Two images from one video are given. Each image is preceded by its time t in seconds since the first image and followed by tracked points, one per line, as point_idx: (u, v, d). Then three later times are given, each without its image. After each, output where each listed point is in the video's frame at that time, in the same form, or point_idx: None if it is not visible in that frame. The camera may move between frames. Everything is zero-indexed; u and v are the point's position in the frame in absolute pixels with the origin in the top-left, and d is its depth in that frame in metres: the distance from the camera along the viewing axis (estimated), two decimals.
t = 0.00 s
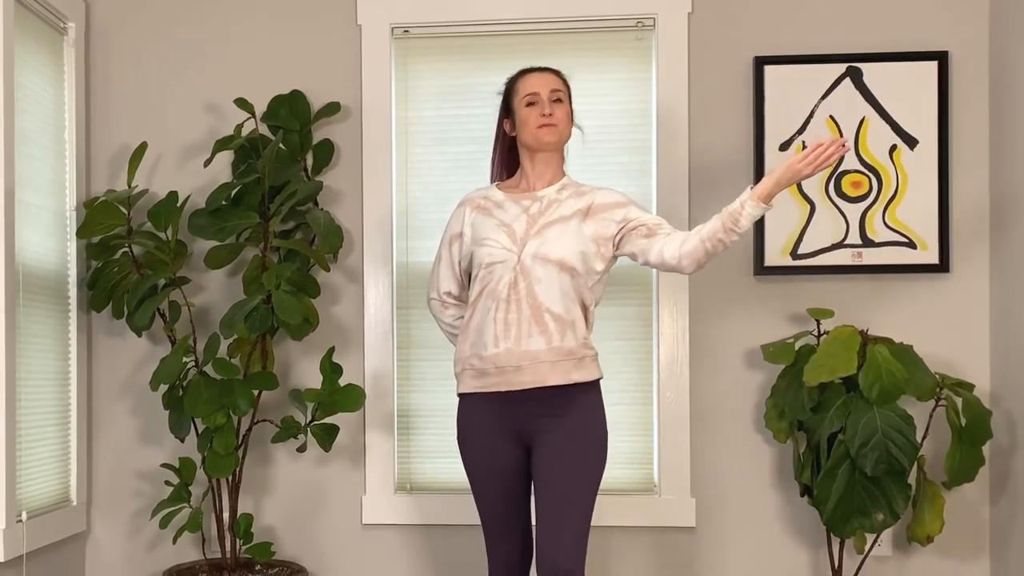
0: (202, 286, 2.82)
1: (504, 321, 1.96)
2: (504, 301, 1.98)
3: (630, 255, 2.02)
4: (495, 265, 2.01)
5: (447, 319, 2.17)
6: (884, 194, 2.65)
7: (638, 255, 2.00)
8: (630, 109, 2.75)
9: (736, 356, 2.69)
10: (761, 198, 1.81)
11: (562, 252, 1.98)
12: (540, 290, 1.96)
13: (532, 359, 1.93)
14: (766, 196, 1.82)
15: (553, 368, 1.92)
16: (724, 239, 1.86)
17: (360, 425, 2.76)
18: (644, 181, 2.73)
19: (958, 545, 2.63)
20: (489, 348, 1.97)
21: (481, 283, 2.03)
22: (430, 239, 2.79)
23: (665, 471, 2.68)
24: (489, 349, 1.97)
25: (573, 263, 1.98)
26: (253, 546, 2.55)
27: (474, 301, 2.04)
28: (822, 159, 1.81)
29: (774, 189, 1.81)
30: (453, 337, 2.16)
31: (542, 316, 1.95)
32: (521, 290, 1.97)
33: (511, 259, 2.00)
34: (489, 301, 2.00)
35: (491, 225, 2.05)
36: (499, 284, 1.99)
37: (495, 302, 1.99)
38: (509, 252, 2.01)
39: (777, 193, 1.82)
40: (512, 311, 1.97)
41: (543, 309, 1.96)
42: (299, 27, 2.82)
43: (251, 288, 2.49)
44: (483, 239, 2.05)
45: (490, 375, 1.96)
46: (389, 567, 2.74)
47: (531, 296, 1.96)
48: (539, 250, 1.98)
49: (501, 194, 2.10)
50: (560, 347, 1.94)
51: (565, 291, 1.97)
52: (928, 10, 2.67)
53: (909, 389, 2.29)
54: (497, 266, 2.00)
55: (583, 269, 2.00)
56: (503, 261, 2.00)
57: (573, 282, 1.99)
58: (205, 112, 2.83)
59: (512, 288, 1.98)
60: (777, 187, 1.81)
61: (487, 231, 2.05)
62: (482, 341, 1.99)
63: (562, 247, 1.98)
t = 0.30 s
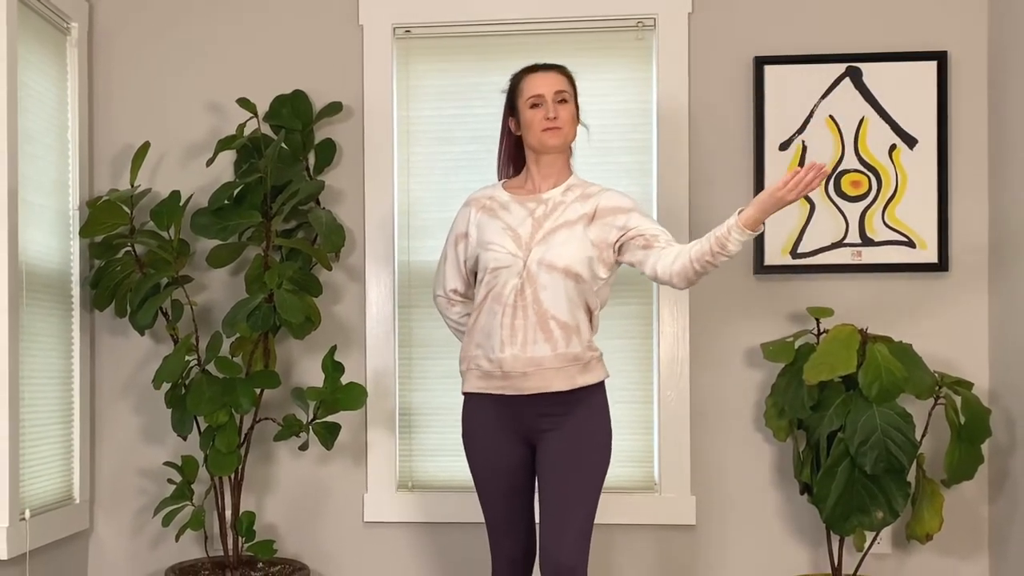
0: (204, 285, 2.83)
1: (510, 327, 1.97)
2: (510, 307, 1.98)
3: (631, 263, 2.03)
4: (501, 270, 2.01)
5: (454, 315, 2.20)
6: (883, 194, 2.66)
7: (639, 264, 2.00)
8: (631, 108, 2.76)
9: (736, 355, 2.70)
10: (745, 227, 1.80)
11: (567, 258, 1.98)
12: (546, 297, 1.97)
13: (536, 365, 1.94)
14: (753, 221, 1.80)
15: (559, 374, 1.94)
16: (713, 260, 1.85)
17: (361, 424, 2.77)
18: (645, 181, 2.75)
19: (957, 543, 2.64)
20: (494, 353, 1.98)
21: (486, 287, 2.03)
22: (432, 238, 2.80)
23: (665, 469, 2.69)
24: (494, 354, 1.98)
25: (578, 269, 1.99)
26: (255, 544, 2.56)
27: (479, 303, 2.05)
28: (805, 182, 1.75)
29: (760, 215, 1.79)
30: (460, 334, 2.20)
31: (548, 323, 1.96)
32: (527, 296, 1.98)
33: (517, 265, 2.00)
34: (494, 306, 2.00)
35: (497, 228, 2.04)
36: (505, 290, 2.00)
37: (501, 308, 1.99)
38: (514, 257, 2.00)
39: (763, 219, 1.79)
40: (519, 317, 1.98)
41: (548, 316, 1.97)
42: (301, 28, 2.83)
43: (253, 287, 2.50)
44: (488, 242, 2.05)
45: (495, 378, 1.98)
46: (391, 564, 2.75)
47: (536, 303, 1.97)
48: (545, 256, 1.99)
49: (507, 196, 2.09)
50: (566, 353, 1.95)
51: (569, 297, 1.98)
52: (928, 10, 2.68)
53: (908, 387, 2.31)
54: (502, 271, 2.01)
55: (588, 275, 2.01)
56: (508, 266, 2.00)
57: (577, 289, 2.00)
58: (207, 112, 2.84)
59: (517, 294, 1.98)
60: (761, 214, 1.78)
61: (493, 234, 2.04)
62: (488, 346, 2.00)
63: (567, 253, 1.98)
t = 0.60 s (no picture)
0: (207, 284, 2.84)
1: (515, 335, 1.98)
2: (514, 315, 1.99)
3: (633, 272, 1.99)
4: (505, 278, 2.01)
5: (460, 313, 2.20)
6: (883, 193, 2.67)
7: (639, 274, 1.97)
8: (632, 108, 2.77)
9: (736, 354, 2.71)
10: (718, 258, 1.73)
11: (571, 268, 1.97)
12: (550, 307, 1.97)
13: (542, 373, 1.96)
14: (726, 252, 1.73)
15: (563, 382, 1.96)
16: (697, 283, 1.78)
17: (363, 422, 2.79)
18: (646, 180, 2.76)
19: (956, 541, 2.65)
20: (499, 360, 1.99)
21: (491, 294, 2.04)
22: (433, 237, 2.81)
23: (666, 467, 2.70)
24: (499, 361, 1.99)
25: (583, 279, 1.98)
26: (258, 542, 2.57)
27: (484, 309, 2.05)
28: (769, 214, 1.67)
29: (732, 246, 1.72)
30: (466, 331, 2.21)
31: (552, 333, 1.97)
32: (531, 306, 1.98)
33: (521, 273, 2.00)
34: (499, 314, 2.01)
35: (501, 234, 2.03)
36: (510, 299, 2.00)
37: (506, 316, 2.00)
38: (518, 265, 2.00)
39: (736, 251, 1.72)
40: (523, 327, 1.98)
41: (554, 325, 1.97)
42: (303, 27, 2.84)
43: (256, 286, 2.51)
44: (492, 247, 2.04)
45: (502, 381, 1.99)
46: (392, 562, 2.76)
47: (542, 313, 1.97)
48: (549, 265, 1.98)
49: (512, 199, 2.08)
50: (572, 360, 1.97)
51: (573, 305, 1.98)
52: (927, 10, 2.69)
53: (907, 385, 2.32)
54: (507, 279, 2.00)
55: (593, 283, 2.00)
56: (513, 274, 2.00)
57: (581, 297, 1.99)
58: (209, 112, 2.86)
59: (523, 303, 1.99)
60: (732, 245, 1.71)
61: (497, 240, 2.03)
62: (493, 353, 2.01)
63: (570, 262, 1.97)
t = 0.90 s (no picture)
0: (209, 283, 2.86)
1: (517, 342, 1.98)
2: (517, 324, 1.98)
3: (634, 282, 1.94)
4: (508, 286, 1.99)
5: (468, 311, 2.20)
6: (882, 192, 2.69)
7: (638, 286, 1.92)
8: (633, 108, 2.78)
9: (736, 352, 2.72)
10: (684, 290, 1.68)
11: (573, 278, 1.94)
12: (553, 317, 1.96)
13: (546, 380, 1.96)
14: (692, 284, 1.67)
15: (567, 389, 1.96)
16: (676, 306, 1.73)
17: (365, 420, 2.80)
18: (646, 180, 2.77)
19: (955, 538, 2.66)
20: (503, 367, 2.00)
21: (495, 301, 2.02)
22: (434, 236, 2.83)
23: (666, 465, 2.72)
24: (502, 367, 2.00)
25: (586, 288, 1.95)
26: (259, 540, 2.58)
27: (488, 314, 2.05)
28: (717, 251, 1.59)
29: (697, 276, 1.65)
30: (473, 328, 2.21)
31: (555, 343, 1.96)
32: (534, 314, 1.97)
33: (524, 282, 1.97)
34: (502, 323, 2.00)
35: (505, 241, 2.01)
36: (512, 307, 1.99)
37: (509, 325, 1.99)
38: (521, 275, 1.98)
39: (701, 280, 1.66)
40: (526, 335, 1.98)
41: (557, 334, 1.96)
42: (305, 27, 2.86)
43: (258, 285, 2.52)
44: (496, 254, 2.02)
45: (507, 383, 2.02)
46: (394, 560, 2.78)
47: (544, 323, 1.96)
48: (552, 276, 1.95)
49: (516, 205, 2.05)
50: (576, 368, 1.96)
51: (576, 314, 1.96)
52: (926, 10, 2.71)
53: (906, 383, 2.33)
54: (510, 288, 1.98)
55: (596, 292, 1.97)
56: (515, 283, 1.98)
57: (584, 306, 1.97)
58: (212, 111, 2.87)
59: (525, 312, 1.97)
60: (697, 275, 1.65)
61: (500, 248, 2.01)
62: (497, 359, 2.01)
63: (572, 272, 1.94)
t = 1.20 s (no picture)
0: (212, 281, 2.87)
1: (521, 350, 1.99)
2: (521, 331, 1.99)
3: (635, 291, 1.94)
4: (512, 294, 2.00)
5: (473, 309, 2.21)
6: (881, 191, 2.70)
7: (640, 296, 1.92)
8: (634, 108, 2.79)
9: (736, 351, 2.73)
10: (664, 320, 1.72)
11: (576, 288, 1.95)
12: (556, 325, 1.96)
13: (551, 388, 1.97)
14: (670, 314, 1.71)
15: (571, 395, 1.98)
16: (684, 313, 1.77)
17: (366, 419, 2.81)
18: (647, 179, 2.78)
19: (954, 536, 2.67)
20: (507, 373, 2.01)
21: (498, 308, 2.03)
22: (436, 235, 2.84)
23: (667, 463, 2.73)
24: (506, 373, 2.01)
25: (589, 298, 1.96)
26: (261, 537, 2.59)
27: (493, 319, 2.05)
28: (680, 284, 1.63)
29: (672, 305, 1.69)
30: (479, 326, 2.22)
31: (559, 351, 1.97)
32: (538, 322, 1.98)
33: (527, 291, 1.98)
34: (506, 330, 2.01)
35: (508, 248, 2.01)
36: (516, 316, 1.99)
37: (512, 332, 2.00)
38: (524, 283, 1.98)
39: (676, 309, 1.70)
40: (530, 342, 1.98)
41: (561, 343, 1.97)
42: (306, 27, 2.87)
43: (260, 284, 2.53)
44: (499, 261, 2.02)
45: (511, 393, 2.02)
46: (396, 557, 2.79)
47: (548, 331, 1.97)
48: (555, 285, 1.96)
49: (520, 212, 2.05)
50: (580, 375, 1.98)
51: (579, 322, 1.97)
52: (926, 10, 2.72)
53: (906, 381, 2.34)
54: (514, 295, 1.99)
55: (599, 301, 1.98)
56: (519, 292, 1.99)
57: (588, 315, 1.98)
58: (214, 111, 2.88)
59: (529, 320, 1.98)
60: (667, 306, 1.69)
61: (504, 255, 2.01)
62: (501, 365, 2.03)
63: (575, 282, 1.95)
